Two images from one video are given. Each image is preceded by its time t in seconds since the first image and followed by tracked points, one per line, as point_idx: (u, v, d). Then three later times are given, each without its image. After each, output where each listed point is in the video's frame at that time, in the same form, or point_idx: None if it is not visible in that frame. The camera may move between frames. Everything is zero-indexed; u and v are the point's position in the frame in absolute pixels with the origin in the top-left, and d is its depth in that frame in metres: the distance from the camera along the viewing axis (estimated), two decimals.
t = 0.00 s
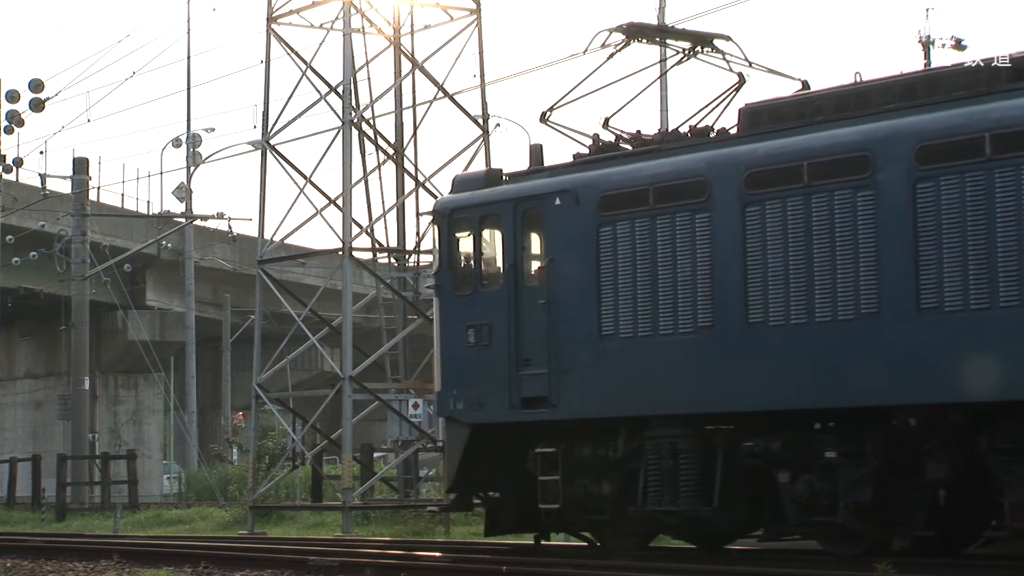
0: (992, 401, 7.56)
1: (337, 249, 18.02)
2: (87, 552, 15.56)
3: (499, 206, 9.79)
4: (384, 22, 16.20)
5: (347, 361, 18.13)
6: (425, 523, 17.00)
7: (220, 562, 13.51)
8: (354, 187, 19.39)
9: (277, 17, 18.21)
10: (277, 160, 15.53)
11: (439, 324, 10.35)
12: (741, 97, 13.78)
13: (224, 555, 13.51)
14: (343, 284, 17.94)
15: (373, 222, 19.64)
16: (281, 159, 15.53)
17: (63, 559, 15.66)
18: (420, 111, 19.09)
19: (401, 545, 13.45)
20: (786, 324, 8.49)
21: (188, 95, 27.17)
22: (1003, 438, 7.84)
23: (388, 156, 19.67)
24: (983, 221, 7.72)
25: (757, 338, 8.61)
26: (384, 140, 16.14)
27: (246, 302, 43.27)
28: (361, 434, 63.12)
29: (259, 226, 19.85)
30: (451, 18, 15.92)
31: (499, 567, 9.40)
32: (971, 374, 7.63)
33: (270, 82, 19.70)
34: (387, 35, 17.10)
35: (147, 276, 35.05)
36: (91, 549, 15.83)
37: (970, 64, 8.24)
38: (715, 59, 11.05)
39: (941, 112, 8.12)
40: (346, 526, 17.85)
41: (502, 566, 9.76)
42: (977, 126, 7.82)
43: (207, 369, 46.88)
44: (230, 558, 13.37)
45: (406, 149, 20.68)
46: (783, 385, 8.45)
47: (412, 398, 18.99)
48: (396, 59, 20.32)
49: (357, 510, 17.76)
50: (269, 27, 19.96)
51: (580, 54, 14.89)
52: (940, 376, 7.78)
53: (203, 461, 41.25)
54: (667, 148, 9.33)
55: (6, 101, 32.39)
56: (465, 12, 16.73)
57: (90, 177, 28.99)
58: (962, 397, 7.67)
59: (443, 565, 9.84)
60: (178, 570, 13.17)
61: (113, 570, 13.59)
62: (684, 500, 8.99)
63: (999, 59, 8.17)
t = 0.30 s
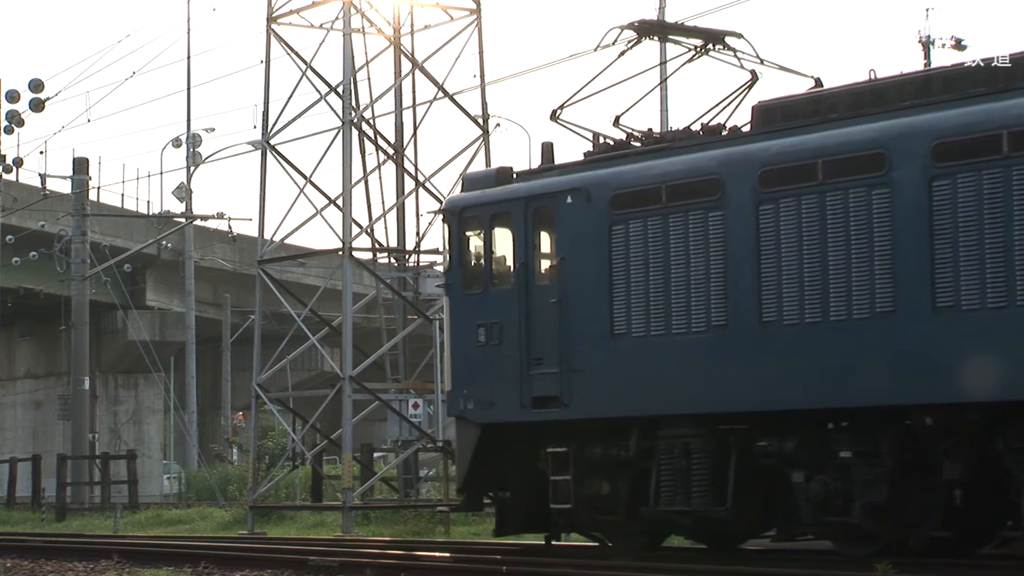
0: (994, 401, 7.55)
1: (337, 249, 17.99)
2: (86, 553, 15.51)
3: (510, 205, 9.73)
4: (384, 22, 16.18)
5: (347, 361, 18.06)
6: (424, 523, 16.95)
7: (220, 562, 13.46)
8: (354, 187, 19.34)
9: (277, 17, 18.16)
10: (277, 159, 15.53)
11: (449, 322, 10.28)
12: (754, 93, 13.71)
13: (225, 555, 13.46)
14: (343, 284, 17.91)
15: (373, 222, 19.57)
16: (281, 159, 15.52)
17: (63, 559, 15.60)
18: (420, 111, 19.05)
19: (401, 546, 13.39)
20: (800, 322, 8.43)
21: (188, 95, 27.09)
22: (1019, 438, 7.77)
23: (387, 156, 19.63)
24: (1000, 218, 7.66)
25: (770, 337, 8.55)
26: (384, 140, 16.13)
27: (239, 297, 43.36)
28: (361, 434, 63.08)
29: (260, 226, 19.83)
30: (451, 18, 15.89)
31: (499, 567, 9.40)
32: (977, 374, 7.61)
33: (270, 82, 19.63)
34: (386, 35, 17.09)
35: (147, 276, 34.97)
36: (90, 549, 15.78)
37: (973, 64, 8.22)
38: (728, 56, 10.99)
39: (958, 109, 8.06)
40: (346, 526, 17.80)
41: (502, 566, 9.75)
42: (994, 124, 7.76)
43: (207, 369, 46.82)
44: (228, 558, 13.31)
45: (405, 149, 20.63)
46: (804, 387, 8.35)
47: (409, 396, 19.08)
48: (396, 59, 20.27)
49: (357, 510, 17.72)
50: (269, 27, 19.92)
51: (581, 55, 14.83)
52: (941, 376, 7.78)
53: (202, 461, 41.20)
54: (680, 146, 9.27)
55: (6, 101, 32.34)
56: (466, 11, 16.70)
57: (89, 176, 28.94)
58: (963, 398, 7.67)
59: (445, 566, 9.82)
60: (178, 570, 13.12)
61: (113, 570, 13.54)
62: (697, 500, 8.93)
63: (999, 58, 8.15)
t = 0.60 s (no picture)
0: (994, 401, 7.56)
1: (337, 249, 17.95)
2: (86, 553, 15.44)
3: (524, 203, 9.66)
4: (384, 21, 16.12)
5: (347, 361, 17.99)
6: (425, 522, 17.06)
7: (220, 563, 13.39)
8: (354, 187, 19.28)
9: (277, 17, 18.09)
10: (277, 159, 15.51)
11: (462, 319, 10.21)
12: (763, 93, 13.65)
13: (224, 555, 13.39)
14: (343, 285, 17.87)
15: (373, 222, 19.50)
16: (280, 159, 15.51)
17: (62, 559, 15.54)
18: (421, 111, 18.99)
19: (401, 546, 13.37)
20: (818, 321, 8.36)
21: (188, 94, 27.01)
22: None
23: (387, 155, 19.55)
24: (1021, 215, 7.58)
25: (788, 336, 8.48)
26: (384, 141, 16.11)
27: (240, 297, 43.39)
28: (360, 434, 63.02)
29: (260, 226, 19.78)
30: (450, 18, 15.91)
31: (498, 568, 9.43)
32: (988, 374, 7.59)
33: (270, 82, 19.56)
34: (385, 34, 17.08)
35: (147, 276, 34.90)
36: (90, 549, 15.72)
37: (973, 64, 8.21)
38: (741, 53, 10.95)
39: (979, 105, 7.98)
40: (346, 527, 17.72)
41: (500, 566, 9.78)
42: (1015, 121, 7.69)
43: (207, 369, 46.77)
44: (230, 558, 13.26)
45: (405, 149, 20.56)
46: (803, 382, 8.37)
47: (410, 397, 18.99)
48: (396, 59, 20.20)
49: (357, 510, 17.64)
50: (269, 27, 19.86)
51: (584, 55, 14.81)
52: (942, 376, 7.79)
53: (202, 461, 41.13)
54: (696, 143, 9.20)
55: (6, 101, 32.27)
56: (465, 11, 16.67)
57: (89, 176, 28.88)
58: (971, 397, 7.65)
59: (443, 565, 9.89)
60: (178, 570, 13.06)
61: (113, 570, 13.47)
62: (714, 500, 8.86)
63: (999, 58, 8.16)
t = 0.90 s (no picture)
0: (993, 402, 7.59)
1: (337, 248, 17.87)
2: (87, 553, 15.31)
3: (543, 200, 9.56)
4: (385, 21, 16.02)
5: (347, 361, 17.89)
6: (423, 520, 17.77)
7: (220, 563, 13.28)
8: (354, 187, 19.17)
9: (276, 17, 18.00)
10: (277, 160, 15.43)
11: (479, 317, 10.10)
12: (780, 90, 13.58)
13: (224, 556, 13.28)
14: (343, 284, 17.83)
15: (374, 221, 19.40)
16: (281, 159, 15.40)
17: (64, 557, 15.55)
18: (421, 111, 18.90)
19: (402, 545, 13.49)
20: (843, 318, 8.26)
21: (187, 95, 26.90)
22: None
23: (388, 155, 19.45)
24: None
25: (812, 335, 8.39)
26: (384, 141, 16.06)
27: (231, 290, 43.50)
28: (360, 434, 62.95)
29: (260, 226, 19.71)
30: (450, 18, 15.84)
31: (498, 567, 9.51)
32: (992, 375, 7.59)
33: (270, 82, 19.44)
34: (386, 35, 17.03)
35: (147, 276, 34.83)
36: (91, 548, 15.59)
37: (971, 65, 8.25)
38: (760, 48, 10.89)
39: (1007, 101, 7.89)
40: (346, 527, 17.67)
41: (501, 566, 9.84)
42: None
43: (207, 369, 46.72)
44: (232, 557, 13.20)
45: (405, 149, 20.47)
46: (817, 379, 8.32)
47: (410, 396, 19.46)
48: (396, 59, 20.10)
49: (357, 510, 17.60)
50: (268, 27, 19.76)
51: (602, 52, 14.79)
52: (941, 378, 7.81)
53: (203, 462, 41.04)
54: (719, 139, 9.11)
55: (6, 100, 32.17)
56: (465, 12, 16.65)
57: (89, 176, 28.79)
58: (976, 396, 7.65)
59: (443, 565, 10.07)
60: (178, 570, 13.00)
61: (113, 570, 13.42)
62: (736, 500, 8.76)
63: (998, 59, 8.19)
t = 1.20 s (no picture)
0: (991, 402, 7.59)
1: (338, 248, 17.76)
2: (87, 553, 15.82)
3: (568, 196, 9.46)
4: (385, 21, 15.70)
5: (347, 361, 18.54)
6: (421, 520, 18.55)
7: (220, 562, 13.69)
8: (355, 187, 18.92)
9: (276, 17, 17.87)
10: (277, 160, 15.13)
11: (503, 311, 10.04)
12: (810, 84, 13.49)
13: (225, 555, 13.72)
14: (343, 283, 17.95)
15: (374, 222, 19.19)
16: (281, 159, 15.16)
17: (66, 559, 15.72)
18: (423, 113, 18.73)
19: (400, 546, 14.11)
20: (877, 315, 8.14)
21: (187, 94, 26.77)
22: None
23: (388, 155, 19.23)
24: None
25: (844, 332, 8.27)
26: (384, 141, 15.95)
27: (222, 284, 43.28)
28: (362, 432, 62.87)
29: (260, 225, 19.56)
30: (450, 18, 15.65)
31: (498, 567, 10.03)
32: (996, 376, 7.57)
33: (270, 81, 19.21)
34: (386, 35, 16.89)
35: (147, 276, 34.79)
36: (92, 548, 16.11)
37: (972, 64, 8.26)
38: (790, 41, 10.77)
39: None
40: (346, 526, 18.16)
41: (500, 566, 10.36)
42: None
43: (207, 369, 46.73)
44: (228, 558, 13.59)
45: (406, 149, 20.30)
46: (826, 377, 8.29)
47: (411, 396, 20.17)
48: (396, 59, 19.93)
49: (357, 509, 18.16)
50: (268, 26, 19.61)
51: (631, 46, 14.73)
52: (940, 377, 7.81)
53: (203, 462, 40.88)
54: (750, 134, 8.99)
55: (7, 100, 32.08)
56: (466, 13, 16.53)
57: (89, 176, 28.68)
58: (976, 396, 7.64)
59: (443, 564, 10.52)
60: (179, 569, 13.35)
61: (113, 570, 13.90)
62: (766, 500, 8.65)
63: (999, 58, 8.20)
